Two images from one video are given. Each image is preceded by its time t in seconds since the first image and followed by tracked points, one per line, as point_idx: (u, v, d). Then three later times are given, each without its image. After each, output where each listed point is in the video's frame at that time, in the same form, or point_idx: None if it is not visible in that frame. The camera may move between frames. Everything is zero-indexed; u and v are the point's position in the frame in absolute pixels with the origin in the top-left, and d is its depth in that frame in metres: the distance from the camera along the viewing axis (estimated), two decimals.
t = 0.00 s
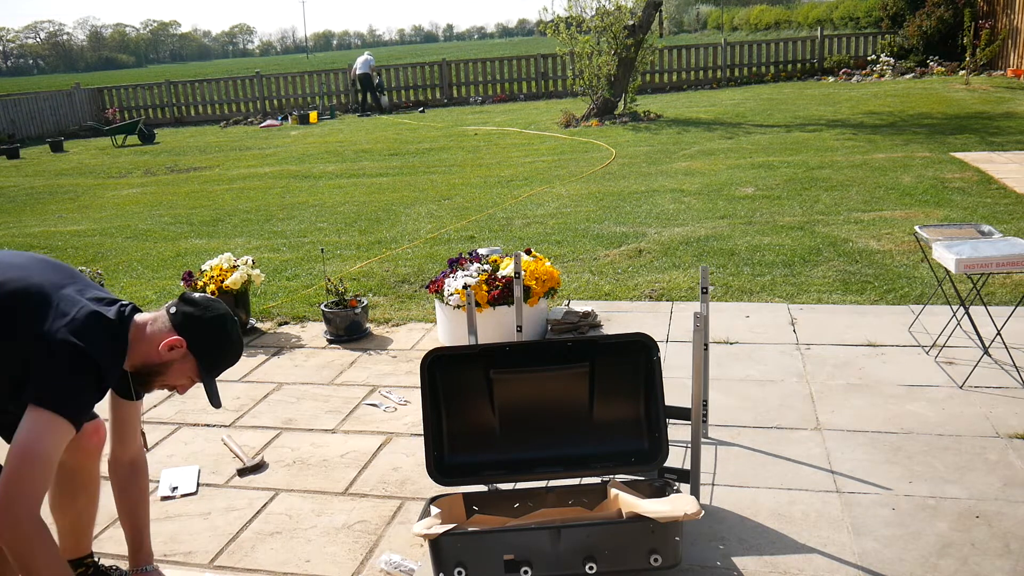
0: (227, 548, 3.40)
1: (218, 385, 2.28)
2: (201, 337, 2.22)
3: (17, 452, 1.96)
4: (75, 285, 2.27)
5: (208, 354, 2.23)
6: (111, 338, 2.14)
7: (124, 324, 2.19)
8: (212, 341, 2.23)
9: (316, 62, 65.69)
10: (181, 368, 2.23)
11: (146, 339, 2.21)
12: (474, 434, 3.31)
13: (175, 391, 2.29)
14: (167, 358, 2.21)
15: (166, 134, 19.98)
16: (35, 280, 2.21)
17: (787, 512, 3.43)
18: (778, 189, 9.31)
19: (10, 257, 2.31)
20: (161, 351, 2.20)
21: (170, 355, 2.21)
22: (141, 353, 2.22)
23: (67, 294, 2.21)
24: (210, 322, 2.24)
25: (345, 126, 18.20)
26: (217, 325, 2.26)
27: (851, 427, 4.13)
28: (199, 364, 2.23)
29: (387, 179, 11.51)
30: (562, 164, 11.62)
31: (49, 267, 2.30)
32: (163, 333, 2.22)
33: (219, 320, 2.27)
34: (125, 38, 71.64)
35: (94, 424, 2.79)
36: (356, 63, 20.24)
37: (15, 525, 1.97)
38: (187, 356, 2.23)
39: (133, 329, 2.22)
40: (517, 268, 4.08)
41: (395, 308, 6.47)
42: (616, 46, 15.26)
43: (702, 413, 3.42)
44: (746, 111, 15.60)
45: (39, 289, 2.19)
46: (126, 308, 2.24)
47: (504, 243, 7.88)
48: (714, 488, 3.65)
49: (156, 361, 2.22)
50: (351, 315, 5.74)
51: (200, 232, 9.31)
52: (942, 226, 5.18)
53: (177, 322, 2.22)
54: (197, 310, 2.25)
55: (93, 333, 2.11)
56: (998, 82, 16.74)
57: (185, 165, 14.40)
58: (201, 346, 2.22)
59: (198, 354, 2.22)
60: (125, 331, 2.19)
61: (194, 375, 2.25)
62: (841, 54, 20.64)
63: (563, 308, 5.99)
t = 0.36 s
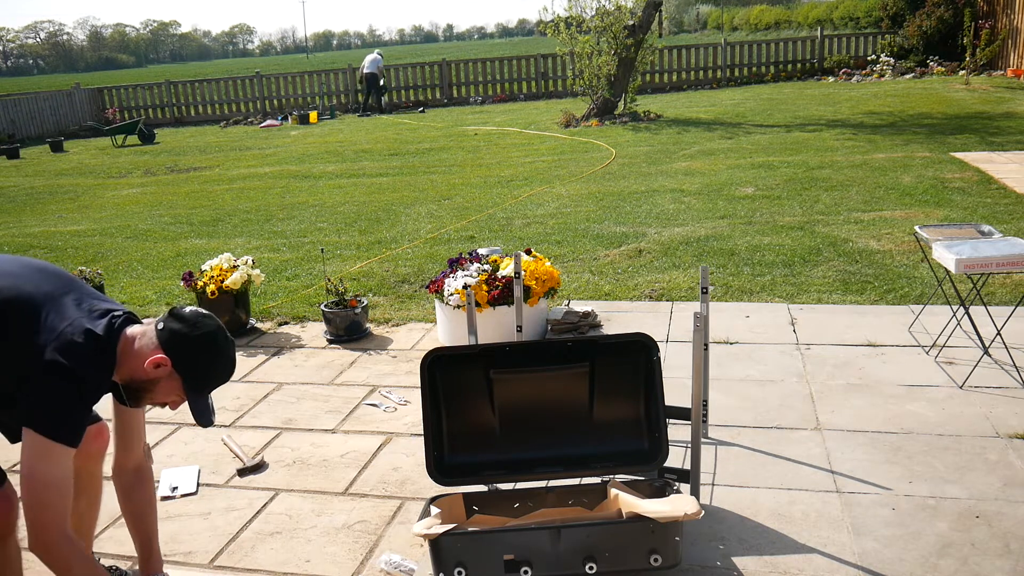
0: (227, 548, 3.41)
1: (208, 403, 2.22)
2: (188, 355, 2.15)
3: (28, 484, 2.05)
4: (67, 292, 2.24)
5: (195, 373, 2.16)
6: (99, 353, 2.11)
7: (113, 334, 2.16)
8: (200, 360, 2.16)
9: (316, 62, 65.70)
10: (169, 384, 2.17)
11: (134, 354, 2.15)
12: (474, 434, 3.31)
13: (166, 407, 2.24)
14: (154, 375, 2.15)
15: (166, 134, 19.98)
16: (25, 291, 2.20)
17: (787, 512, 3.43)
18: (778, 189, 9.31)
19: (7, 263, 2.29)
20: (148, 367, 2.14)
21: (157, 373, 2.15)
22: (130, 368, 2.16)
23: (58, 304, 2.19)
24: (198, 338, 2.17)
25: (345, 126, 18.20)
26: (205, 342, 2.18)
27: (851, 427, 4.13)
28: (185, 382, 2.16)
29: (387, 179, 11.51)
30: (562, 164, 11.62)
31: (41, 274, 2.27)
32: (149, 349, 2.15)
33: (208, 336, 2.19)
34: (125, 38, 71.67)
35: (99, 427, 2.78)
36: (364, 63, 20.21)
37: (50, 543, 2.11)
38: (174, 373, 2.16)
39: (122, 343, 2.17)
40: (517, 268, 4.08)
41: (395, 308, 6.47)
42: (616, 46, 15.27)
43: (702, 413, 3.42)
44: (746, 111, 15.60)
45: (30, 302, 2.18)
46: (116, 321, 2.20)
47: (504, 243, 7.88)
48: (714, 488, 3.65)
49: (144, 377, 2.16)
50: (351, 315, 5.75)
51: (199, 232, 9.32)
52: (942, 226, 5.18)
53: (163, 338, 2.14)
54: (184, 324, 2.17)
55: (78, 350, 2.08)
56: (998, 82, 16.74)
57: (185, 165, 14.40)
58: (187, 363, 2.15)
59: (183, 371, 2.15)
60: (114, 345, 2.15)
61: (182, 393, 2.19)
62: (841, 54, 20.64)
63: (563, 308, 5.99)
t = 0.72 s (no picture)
0: (227, 548, 3.41)
1: (201, 405, 2.20)
2: (178, 359, 2.12)
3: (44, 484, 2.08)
4: (56, 289, 2.23)
5: (186, 376, 2.14)
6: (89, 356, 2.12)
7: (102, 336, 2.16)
8: (192, 364, 2.14)
9: (316, 62, 65.69)
10: (160, 388, 2.16)
11: (127, 356, 2.15)
12: (474, 434, 3.31)
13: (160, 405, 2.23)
14: (145, 378, 2.14)
15: (165, 134, 19.98)
16: (12, 290, 2.18)
17: (787, 512, 3.43)
18: (778, 189, 9.31)
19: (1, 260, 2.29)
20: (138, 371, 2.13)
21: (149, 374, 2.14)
22: (123, 370, 2.15)
23: (45, 304, 2.18)
24: (188, 341, 2.14)
25: (345, 126, 18.21)
26: (198, 345, 2.15)
27: (851, 427, 4.13)
28: (176, 386, 2.15)
29: (387, 179, 11.51)
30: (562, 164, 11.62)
31: (29, 270, 2.26)
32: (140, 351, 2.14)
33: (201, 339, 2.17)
34: (125, 38, 71.68)
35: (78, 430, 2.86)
36: (369, 62, 20.21)
37: (71, 544, 2.14)
38: (164, 377, 2.14)
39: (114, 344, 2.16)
40: (517, 268, 4.08)
41: (395, 308, 6.47)
42: (616, 46, 15.27)
43: (701, 413, 3.42)
44: (746, 111, 15.60)
45: (17, 302, 2.17)
46: (106, 322, 2.19)
47: (504, 243, 7.88)
48: (714, 488, 3.65)
49: (135, 380, 2.15)
50: (351, 315, 5.74)
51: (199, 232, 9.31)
52: (942, 226, 5.18)
53: (153, 341, 2.12)
54: (173, 326, 2.14)
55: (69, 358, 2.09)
56: (998, 82, 16.74)
57: (185, 165, 14.40)
58: (177, 367, 2.13)
59: (172, 376, 2.13)
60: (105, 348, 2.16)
61: (173, 396, 2.18)
62: (841, 54, 20.64)
63: (562, 308, 5.99)
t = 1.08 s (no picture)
0: (227, 548, 3.40)
1: (195, 355, 2.21)
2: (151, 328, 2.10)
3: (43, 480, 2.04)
4: (42, 284, 2.25)
5: (166, 339, 2.13)
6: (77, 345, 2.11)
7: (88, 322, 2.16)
8: (172, 335, 2.13)
9: (316, 62, 65.70)
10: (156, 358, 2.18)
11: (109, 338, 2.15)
12: (474, 434, 3.31)
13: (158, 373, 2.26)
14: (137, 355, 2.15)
15: (165, 134, 19.98)
16: None
17: (787, 511, 3.43)
18: (778, 189, 9.31)
19: None
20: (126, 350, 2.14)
21: (138, 352, 2.16)
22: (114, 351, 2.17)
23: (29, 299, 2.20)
24: (152, 308, 2.10)
25: (345, 126, 18.21)
26: (175, 314, 2.13)
27: (851, 427, 4.13)
28: (165, 351, 2.15)
29: (387, 179, 11.51)
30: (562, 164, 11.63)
31: (16, 267, 2.29)
32: (117, 333, 2.13)
33: (176, 306, 2.14)
34: (125, 38, 71.70)
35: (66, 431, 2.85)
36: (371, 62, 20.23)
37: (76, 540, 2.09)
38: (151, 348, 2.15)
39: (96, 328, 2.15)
40: (517, 268, 4.08)
41: (395, 308, 6.47)
42: (616, 46, 15.27)
43: (702, 413, 3.42)
44: (746, 111, 15.60)
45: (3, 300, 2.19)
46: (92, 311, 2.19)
47: (504, 243, 7.88)
48: (714, 488, 3.65)
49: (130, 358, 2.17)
50: (351, 315, 5.74)
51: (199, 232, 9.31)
52: (942, 226, 5.18)
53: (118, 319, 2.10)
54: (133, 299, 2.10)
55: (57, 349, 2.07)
56: (998, 82, 16.74)
57: (185, 165, 14.40)
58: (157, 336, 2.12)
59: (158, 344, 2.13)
60: (92, 335, 2.16)
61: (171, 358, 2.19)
62: (841, 54, 20.64)
63: (563, 308, 5.99)
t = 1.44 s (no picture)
0: (227, 548, 3.40)
1: (130, 244, 2.07)
2: (66, 242, 1.99)
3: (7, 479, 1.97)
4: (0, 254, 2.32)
5: (86, 243, 2.01)
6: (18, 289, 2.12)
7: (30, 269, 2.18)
8: (87, 235, 2.00)
9: (316, 62, 65.75)
10: (99, 269, 2.06)
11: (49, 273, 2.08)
12: (474, 434, 3.31)
13: (130, 283, 2.14)
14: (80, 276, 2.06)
15: (165, 134, 19.98)
16: None
17: (787, 512, 3.43)
18: (778, 189, 9.31)
19: None
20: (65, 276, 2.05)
21: (81, 273, 2.05)
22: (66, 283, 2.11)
23: None
24: (54, 224, 1.97)
25: (345, 126, 18.21)
26: (75, 216, 1.99)
27: (851, 427, 4.13)
28: (96, 257, 2.03)
29: (387, 179, 11.51)
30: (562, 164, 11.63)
31: None
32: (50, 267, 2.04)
33: (74, 209, 2.00)
34: (125, 37, 71.69)
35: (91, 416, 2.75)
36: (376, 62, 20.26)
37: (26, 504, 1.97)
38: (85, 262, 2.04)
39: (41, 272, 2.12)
40: (517, 267, 4.08)
41: (395, 308, 6.47)
42: (616, 46, 15.27)
43: (701, 413, 3.42)
44: (746, 111, 15.61)
45: None
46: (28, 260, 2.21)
47: (504, 243, 7.89)
48: (714, 488, 3.65)
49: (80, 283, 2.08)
50: (351, 315, 5.75)
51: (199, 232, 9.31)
52: (942, 226, 5.18)
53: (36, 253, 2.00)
54: (32, 227, 1.99)
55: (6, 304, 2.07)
56: (998, 82, 16.75)
57: (185, 165, 14.40)
58: (78, 245, 2.00)
59: (89, 253, 2.02)
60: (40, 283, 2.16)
61: (115, 262, 2.06)
62: (840, 54, 20.64)
63: (563, 308, 5.99)
